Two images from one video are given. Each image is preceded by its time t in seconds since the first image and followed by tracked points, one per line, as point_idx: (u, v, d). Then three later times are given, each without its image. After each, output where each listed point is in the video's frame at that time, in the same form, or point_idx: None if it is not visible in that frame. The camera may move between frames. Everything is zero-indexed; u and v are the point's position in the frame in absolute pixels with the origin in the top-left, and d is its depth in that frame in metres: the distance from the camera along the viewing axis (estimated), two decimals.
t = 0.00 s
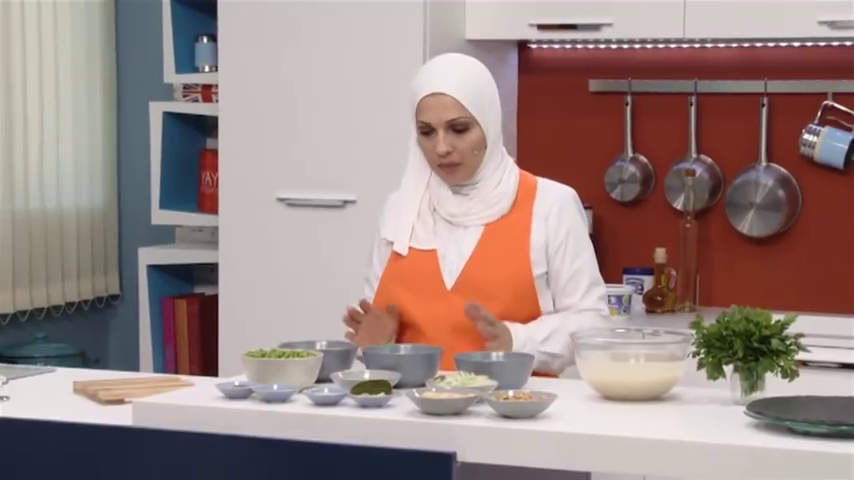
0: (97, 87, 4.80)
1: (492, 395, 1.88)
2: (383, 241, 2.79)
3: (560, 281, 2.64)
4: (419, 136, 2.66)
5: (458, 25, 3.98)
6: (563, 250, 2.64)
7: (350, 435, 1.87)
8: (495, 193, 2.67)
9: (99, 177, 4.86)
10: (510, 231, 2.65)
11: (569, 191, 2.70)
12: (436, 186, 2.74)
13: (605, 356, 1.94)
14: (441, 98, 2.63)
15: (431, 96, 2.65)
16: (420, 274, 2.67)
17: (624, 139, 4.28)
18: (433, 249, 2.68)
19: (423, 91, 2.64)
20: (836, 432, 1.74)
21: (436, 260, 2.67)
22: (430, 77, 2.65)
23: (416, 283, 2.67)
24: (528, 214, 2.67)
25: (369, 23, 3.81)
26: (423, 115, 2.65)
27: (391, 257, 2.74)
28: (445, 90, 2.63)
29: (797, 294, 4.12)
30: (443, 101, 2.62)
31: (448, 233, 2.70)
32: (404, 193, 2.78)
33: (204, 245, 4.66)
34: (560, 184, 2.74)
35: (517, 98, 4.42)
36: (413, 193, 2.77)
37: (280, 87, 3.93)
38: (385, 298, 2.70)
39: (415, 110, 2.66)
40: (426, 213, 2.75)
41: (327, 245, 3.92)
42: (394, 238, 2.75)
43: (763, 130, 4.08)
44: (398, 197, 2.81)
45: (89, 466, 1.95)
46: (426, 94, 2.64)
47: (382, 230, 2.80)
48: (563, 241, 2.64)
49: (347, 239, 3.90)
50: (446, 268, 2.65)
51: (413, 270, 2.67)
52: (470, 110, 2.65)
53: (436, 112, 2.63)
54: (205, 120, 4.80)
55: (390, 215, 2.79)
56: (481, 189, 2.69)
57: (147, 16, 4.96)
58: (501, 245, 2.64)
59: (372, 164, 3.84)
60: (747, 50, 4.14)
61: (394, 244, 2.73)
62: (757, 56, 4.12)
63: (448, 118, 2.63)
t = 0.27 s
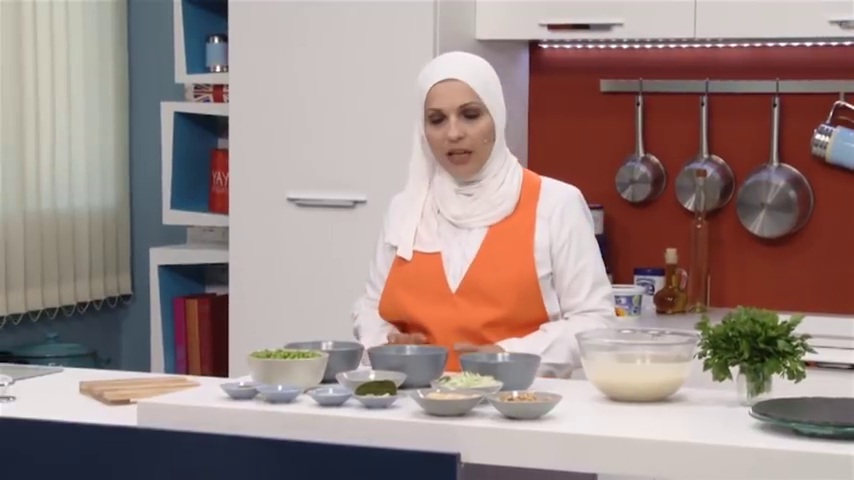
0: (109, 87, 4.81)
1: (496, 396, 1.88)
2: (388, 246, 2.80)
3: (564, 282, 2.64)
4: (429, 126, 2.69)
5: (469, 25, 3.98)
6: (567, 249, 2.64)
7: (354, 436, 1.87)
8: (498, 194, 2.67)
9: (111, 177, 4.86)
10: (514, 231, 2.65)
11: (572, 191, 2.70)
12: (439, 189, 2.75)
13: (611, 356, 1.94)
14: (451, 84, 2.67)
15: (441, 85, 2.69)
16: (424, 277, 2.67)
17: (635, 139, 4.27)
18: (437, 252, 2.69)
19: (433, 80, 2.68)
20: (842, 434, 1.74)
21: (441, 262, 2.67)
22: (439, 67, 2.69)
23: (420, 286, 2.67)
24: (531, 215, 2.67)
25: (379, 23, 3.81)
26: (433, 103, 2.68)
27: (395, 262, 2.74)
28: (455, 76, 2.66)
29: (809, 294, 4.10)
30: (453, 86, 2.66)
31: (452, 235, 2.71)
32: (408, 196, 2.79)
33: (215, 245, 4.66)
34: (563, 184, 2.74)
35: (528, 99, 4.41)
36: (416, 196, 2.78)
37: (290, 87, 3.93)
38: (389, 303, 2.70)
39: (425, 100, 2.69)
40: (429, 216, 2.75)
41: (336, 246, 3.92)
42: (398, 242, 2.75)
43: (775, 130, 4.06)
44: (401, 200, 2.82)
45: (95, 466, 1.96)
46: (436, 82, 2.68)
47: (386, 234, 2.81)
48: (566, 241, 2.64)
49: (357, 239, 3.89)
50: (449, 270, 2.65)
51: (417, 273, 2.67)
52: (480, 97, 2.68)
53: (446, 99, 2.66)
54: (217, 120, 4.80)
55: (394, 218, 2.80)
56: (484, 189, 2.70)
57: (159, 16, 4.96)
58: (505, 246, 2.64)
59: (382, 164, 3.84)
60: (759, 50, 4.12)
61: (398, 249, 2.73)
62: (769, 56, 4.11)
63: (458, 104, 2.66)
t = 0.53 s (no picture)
0: (122, 87, 4.81)
1: (501, 397, 1.88)
2: (395, 247, 2.79)
3: (572, 282, 2.64)
4: (443, 114, 2.71)
5: (480, 24, 3.97)
6: (575, 249, 2.65)
7: (358, 436, 1.87)
8: (506, 194, 2.67)
9: (124, 177, 4.87)
10: (522, 232, 2.65)
11: (580, 191, 2.70)
12: (446, 189, 2.75)
13: (617, 357, 1.94)
14: (467, 73, 2.71)
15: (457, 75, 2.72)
16: (432, 279, 2.66)
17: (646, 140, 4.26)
18: (444, 253, 2.68)
19: (449, 70, 2.71)
20: (848, 435, 1.73)
21: (448, 263, 2.66)
22: (455, 59, 2.73)
23: (428, 288, 2.67)
24: (539, 215, 2.67)
25: (390, 23, 3.80)
26: (448, 92, 2.71)
27: (403, 263, 2.73)
28: (472, 65, 2.69)
29: (821, 295, 4.08)
30: (470, 74, 2.69)
31: (459, 235, 2.70)
32: (414, 197, 2.78)
33: (227, 245, 4.66)
34: (570, 184, 2.74)
35: (540, 99, 4.40)
36: (422, 197, 2.76)
37: (301, 87, 3.93)
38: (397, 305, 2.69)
39: (439, 89, 2.72)
40: (436, 216, 2.74)
41: (345, 246, 3.92)
42: (405, 244, 2.75)
43: (787, 130, 4.05)
44: (407, 201, 2.81)
45: (100, 466, 1.96)
46: (452, 71, 2.71)
47: (392, 236, 2.80)
48: (574, 241, 2.65)
49: (367, 240, 3.89)
50: (456, 271, 2.65)
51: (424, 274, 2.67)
52: (496, 88, 2.71)
53: (462, 87, 2.70)
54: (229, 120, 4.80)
55: (401, 220, 2.80)
56: (492, 189, 2.69)
57: (172, 16, 4.96)
58: (512, 247, 2.64)
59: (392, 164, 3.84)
60: (771, 50, 4.10)
61: (405, 252, 2.72)
62: (781, 56, 4.09)
63: (474, 92, 2.69)
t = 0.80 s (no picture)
0: (131, 87, 4.82)
1: (504, 396, 1.88)
2: (402, 245, 2.78)
3: (577, 282, 2.64)
4: (453, 109, 2.71)
5: (488, 23, 3.96)
6: (582, 250, 2.64)
7: (361, 436, 1.87)
8: (514, 193, 2.66)
9: (134, 177, 4.87)
10: (529, 231, 2.65)
11: (587, 192, 2.69)
12: (455, 186, 2.73)
13: (621, 356, 1.94)
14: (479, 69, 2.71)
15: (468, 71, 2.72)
16: (439, 277, 2.66)
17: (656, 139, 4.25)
18: (451, 251, 2.68)
19: (460, 64, 2.71)
20: (852, 435, 1.73)
21: (455, 261, 2.66)
22: (466, 55, 2.73)
23: (434, 286, 2.66)
24: (547, 215, 2.66)
25: (398, 23, 3.80)
26: (459, 86, 2.71)
27: (410, 260, 2.72)
28: (484, 60, 2.69)
29: (831, 296, 4.06)
30: (481, 69, 2.69)
31: (467, 234, 2.70)
32: (422, 195, 2.77)
33: (237, 245, 4.66)
34: (578, 185, 2.73)
35: (549, 98, 4.39)
36: (430, 194, 2.75)
37: (309, 87, 3.93)
38: (403, 302, 2.69)
39: (450, 84, 2.72)
40: (444, 214, 2.73)
41: (353, 245, 3.92)
42: (412, 241, 2.74)
43: (797, 129, 4.03)
44: (415, 199, 2.80)
45: (103, 466, 1.96)
46: (463, 66, 2.71)
47: (399, 233, 2.79)
48: (581, 242, 2.64)
49: (375, 239, 3.89)
50: (463, 269, 2.64)
51: (431, 272, 2.67)
52: (507, 84, 2.71)
53: (473, 81, 2.70)
54: (239, 120, 4.80)
55: (408, 217, 2.78)
56: (500, 187, 2.68)
57: (182, 16, 4.97)
58: (520, 246, 2.63)
59: (400, 164, 3.83)
60: (780, 49, 4.09)
61: (413, 249, 2.71)
62: (791, 55, 4.07)
63: (485, 86, 2.69)
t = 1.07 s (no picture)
0: (139, 88, 4.82)
1: (505, 397, 1.89)
2: (406, 243, 2.76)
3: (583, 281, 2.63)
4: (464, 107, 2.70)
5: (494, 23, 3.95)
6: (588, 249, 2.63)
7: (362, 437, 1.87)
8: (521, 192, 2.65)
9: (141, 177, 4.87)
10: (536, 231, 2.64)
11: (593, 191, 2.69)
12: (461, 185, 2.72)
13: (623, 357, 1.94)
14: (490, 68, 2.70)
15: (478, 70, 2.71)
16: (445, 275, 2.67)
17: (663, 139, 4.24)
18: (457, 250, 2.68)
19: (472, 63, 2.70)
20: None
21: (461, 260, 2.66)
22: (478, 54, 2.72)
23: (441, 285, 2.67)
24: (553, 214, 2.66)
25: (404, 23, 3.79)
26: (470, 84, 2.70)
27: (415, 258, 2.72)
28: (496, 59, 2.69)
29: (839, 296, 4.05)
30: (493, 68, 2.68)
31: (473, 233, 2.69)
32: (427, 193, 2.75)
33: (243, 245, 4.66)
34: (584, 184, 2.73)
35: (556, 98, 4.38)
36: (436, 193, 2.74)
37: (315, 87, 3.92)
38: (409, 300, 2.69)
39: (461, 82, 2.71)
40: (449, 214, 2.72)
41: (359, 246, 3.92)
42: (417, 240, 2.72)
43: (805, 129, 4.02)
44: (420, 197, 2.78)
45: (103, 467, 1.96)
46: (474, 64, 2.70)
47: (403, 231, 2.77)
48: (586, 241, 2.63)
49: (380, 240, 3.89)
50: (470, 268, 2.65)
51: (437, 271, 2.67)
52: (518, 84, 2.70)
53: (484, 79, 2.68)
54: (246, 119, 4.80)
55: (413, 216, 2.77)
56: (507, 186, 2.67)
57: (189, 16, 4.97)
58: (526, 245, 2.63)
59: (405, 164, 3.83)
60: (788, 48, 4.07)
61: (418, 246, 2.71)
62: (798, 54, 4.06)
63: (496, 85, 2.68)
